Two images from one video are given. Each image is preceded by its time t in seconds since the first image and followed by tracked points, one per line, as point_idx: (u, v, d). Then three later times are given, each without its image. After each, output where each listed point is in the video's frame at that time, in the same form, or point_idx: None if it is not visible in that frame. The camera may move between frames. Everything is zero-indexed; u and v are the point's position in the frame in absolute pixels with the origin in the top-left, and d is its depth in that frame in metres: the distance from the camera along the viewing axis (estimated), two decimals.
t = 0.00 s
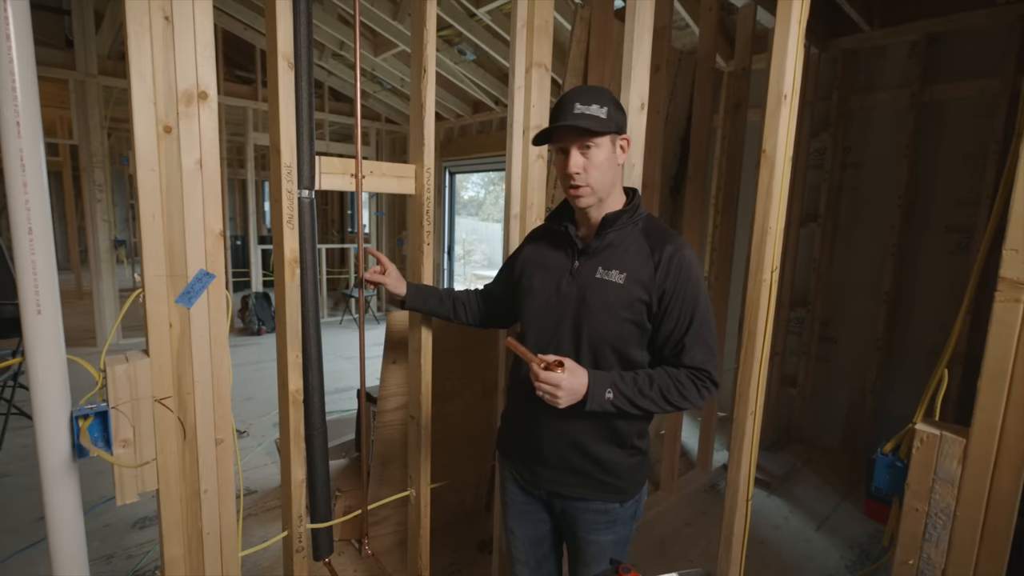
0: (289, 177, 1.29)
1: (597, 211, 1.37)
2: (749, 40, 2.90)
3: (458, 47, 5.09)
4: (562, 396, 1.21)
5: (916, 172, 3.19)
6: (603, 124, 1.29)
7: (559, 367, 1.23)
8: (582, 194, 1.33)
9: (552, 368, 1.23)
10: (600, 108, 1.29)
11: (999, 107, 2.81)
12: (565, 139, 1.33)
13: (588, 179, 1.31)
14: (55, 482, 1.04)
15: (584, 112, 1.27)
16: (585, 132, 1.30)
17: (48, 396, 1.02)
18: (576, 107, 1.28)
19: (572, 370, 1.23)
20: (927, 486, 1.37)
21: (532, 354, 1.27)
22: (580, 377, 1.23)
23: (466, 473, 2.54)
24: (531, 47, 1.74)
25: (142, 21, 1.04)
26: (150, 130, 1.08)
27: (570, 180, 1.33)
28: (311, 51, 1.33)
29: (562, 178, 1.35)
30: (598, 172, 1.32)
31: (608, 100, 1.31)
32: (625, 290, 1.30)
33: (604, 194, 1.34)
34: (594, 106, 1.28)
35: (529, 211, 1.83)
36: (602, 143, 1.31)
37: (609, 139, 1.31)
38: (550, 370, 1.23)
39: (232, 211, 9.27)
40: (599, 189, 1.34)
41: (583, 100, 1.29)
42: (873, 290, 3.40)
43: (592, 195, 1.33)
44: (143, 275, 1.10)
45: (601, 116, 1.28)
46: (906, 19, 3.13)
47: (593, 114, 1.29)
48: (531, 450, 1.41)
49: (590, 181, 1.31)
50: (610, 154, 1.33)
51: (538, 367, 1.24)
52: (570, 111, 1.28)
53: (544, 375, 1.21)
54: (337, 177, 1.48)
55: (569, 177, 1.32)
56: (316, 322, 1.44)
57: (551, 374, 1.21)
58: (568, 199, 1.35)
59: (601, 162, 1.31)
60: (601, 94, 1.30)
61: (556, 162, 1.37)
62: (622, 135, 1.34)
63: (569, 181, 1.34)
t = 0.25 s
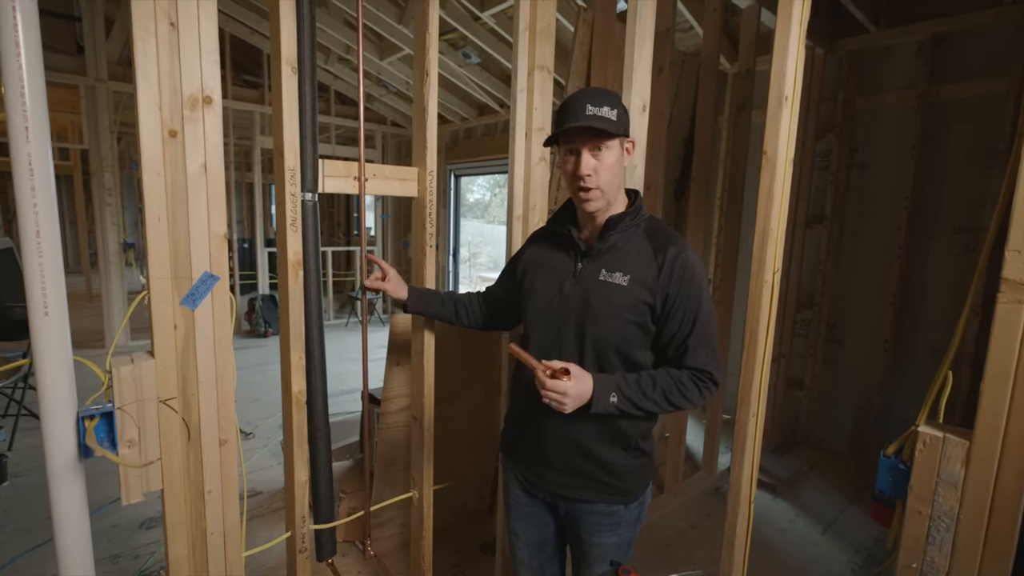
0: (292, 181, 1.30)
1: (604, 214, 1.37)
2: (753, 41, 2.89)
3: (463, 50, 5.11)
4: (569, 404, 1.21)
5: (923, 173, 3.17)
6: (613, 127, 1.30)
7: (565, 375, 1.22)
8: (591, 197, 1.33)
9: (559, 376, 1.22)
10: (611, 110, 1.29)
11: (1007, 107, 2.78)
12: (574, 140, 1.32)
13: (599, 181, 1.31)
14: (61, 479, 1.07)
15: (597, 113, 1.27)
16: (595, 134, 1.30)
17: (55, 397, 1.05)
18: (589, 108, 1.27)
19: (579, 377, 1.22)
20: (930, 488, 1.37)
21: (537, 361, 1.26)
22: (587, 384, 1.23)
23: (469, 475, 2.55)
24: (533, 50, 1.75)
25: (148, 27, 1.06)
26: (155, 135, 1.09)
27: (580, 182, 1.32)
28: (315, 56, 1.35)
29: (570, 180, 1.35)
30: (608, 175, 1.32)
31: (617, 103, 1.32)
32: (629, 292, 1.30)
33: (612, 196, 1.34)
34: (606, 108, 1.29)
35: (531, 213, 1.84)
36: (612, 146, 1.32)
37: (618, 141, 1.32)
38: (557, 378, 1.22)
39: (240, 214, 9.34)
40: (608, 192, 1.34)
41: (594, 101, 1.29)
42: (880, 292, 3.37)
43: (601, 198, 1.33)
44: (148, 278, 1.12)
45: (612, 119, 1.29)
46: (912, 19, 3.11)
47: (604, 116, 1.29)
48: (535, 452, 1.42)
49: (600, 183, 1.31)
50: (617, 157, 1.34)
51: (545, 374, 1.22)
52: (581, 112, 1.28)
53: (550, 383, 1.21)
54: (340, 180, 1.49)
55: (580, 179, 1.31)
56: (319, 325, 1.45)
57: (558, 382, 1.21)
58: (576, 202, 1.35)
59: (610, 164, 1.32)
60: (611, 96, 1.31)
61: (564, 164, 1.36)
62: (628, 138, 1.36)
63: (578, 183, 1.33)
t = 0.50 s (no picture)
0: (289, 180, 1.30)
1: (596, 212, 1.38)
2: (753, 39, 2.88)
3: (462, 50, 5.11)
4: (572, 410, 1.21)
5: (924, 170, 3.16)
6: (610, 128, 1.29)
7: (572, 383, 1.20)
8: (577, 195, 1.33)
9: (566, 385, 1.20)
10: (610, 111, 1.29)
11: (1007, 104, 2.77)
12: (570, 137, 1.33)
13: (586, 180, 1.32)
14: (60, 479, 1.08)
15: (593, 112, 1.28)
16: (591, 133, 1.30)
17: (54, 397, 1.05)
18: (587, 106, 1.28)
19: (585, 385, 1.21)
20: (926, 485, 1.37)
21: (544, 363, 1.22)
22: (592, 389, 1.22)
23: (469, 474, 2.55)
24: (530, 49, 1.75)
25: (144, 28, 1.06)
26: (153, 135, 1.10)
27: (568, 179, 1.33)
28: (312, 56, 1.35)
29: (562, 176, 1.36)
30: (597, 175, 1.32)
31: (619, 105, 1.32)
32: (626, 290, 1.30)
33: (600, 196, 1.34)
34: (605, 108, 1.29)
35: (529, 212, 1.84)
36: (607, 147, 1.31)
37: (614, 143, 1.32)
38: (564, 386, 1.20)
39: (241, 215, 9.37)
40: (596, 193, 1.34)
41: (594, 100, 1.29)
42: (881, 289, 3.37)
43: (587, 197, 1.34)
44: (146, 278, 1.12)
45: (610, 119, 1.29)
46: (912, 16, 3.10)
47: (601, 115, 1.29)
48: (534, 450, 1.42)
49: (585, 182, 1.32)
50: (612, 160, 1.33)
51: (553, 382, 1.20)
52: (579, 109, 1.29)
53: (558, 392, 1.19)
54: (338, 179, 1.50)
55: (568, 175, 1.33)
56: (318, 324, 1.46)
57: (566, 392, 1.19)
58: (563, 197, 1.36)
59: (602, 165, 1.32)
60: (614, 97, 1.31)
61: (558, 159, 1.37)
62: (629, 143, 1.34)
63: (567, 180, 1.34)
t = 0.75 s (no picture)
0: (287, 178, 1.30)
1: (587, 209, 1.38)
2: (752, 35, 2.87)
3: (462, 48, 5.09)
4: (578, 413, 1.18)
5: (924, 166, 3.15)
6: (611, 131, 1.29)
7: (592, 392, 1.16)
8: (570, 190, 1.34)
9: (587, 391, 1.16)
10: (613, 114, 1.29)
11: (1007, 99, 2.77)
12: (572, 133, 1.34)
13: (579, 177, 1.32)
14: (60, 476, 1.08)
15: (596, 111, 1.29)
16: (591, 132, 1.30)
17: (53, 396, 1.06)
18: (591, 105, 1.29)
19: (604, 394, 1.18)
20: (925, 481, 1.37)
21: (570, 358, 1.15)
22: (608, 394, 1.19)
23: (469, 471, 2.55)
24: (528, 45, 1.75)
25: (141, 26, 1.06)
26: (150, 133, 1.10)
27: (563, 173, 1.33)
28: (309, 53, 1.34)
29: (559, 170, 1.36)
30: (591, 175, 1.31)
31: (625, 109, 1.32)
32: (623, 284, 1.31)
33: (592, 195, 1.34)
34: (609, 110, 1.29)
35: (528, 210, 1.84)
36: (606, 149, 1.30)
37: (613, 147, 1.31)
38: (584, 390, 1.16)
39: (241, 214, 9.37)
40: (588, 192, 1.34)
41: (600, 100, 1.30)
42: (881, 286, 3.36)
43: (579, 194, 1.34)
44: (144, 276, 1.13)
45: (611, 121, 1.29)
46: (912, 11, 3.09)
47: (604, 116, 1.29)
48: (532, 448, 1.42)
49: (577, 180, 1.32)
50: (609, 163, 1.32)
51: (577, 385, 1.14)
52: (584, 107, 1.30)
53: (579, 399, 1.14)
54: (336, 177, 1.49)
55: (563, 170, 1.33)
56: (317, 322, 1.46)
57: (586, 398, 1.15)
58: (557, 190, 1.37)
59: (597, 166, 1.31)
60: (622, 101, 1.31)
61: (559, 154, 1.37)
62: (629, 147, 1.33)
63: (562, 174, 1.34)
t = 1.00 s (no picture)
0: (288, 175, 1.29)
1: (596, 206, 1.38)
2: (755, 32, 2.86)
3: (463, 46, 5.08)
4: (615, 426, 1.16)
5: (927, 165, 3.14)
6: (624, 127, 1.29)
7: (630, 405, 1.14)
8: (582, 187, 1.33)
9: (622, 405, 1.13)
10: (624, 110, 1.29)
11: (1011, 97, 2.75)
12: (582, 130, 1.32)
13: (592, 174, 1.31)
14: (61, 473, 1.09)
15: (608, 108, 1.28)
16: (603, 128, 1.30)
17: (55, 393, 1.06)
18: (604, 102, 1.28)
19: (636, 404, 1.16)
20: (927, 480, 1.37)
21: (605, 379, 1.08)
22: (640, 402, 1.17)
23: (469, 469, 2.56)
24: (530, 43, 1.74)
25: (141, 22, 1.06)
26: (151, 131, 1.10)
27: (575, 170, 1.33)
28: (310, 50, 1.34)
29: (568, 167, 1.35)
30: (603, 171, 1.32)
31: (635, 104, 1.32)
32: (625, 281, 1.31)
33: (603, 191, 1.34)
34: (620, 106, 1.29)
35: (530, 208, 1.83)
36: (618, 145, 1.31)
37: (625, 142, 1.31)
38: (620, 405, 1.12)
39: (242, 212, 9.38)
40: (599, 188, 1.34)
41: (611, 97, 1.29)
42: (883, 284, 3.35)
43: (592, 190, 1.33)
44: (145, 273, 1.12)
45: (624, 118, 1.29)
46: (916, 9, 3.08)
47: (616, 113, 1.29)
48: (532, 445, 1.42)
49: (591, 177, 1.31)
50: (621, 159, 1.33)
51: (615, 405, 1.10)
52: (595, 103, 1.28)
53: (619, 416, 1.11)
54: (337, 175, 1.49)
55: (575, 168, 1.32)
56: (318, 320, 1.46)
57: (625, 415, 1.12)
58: (567, 187, 1.36)
59: (609, 163, 1.31)
60: (631, 96, 1.31)
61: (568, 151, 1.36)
62: (638, 143, 1.35)
63: (573, 171, 1.34)
